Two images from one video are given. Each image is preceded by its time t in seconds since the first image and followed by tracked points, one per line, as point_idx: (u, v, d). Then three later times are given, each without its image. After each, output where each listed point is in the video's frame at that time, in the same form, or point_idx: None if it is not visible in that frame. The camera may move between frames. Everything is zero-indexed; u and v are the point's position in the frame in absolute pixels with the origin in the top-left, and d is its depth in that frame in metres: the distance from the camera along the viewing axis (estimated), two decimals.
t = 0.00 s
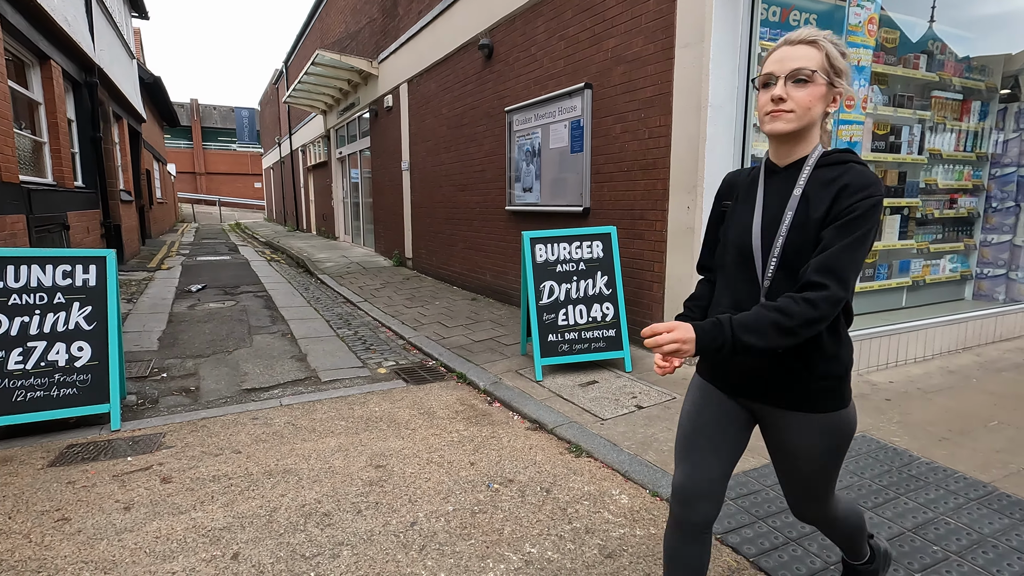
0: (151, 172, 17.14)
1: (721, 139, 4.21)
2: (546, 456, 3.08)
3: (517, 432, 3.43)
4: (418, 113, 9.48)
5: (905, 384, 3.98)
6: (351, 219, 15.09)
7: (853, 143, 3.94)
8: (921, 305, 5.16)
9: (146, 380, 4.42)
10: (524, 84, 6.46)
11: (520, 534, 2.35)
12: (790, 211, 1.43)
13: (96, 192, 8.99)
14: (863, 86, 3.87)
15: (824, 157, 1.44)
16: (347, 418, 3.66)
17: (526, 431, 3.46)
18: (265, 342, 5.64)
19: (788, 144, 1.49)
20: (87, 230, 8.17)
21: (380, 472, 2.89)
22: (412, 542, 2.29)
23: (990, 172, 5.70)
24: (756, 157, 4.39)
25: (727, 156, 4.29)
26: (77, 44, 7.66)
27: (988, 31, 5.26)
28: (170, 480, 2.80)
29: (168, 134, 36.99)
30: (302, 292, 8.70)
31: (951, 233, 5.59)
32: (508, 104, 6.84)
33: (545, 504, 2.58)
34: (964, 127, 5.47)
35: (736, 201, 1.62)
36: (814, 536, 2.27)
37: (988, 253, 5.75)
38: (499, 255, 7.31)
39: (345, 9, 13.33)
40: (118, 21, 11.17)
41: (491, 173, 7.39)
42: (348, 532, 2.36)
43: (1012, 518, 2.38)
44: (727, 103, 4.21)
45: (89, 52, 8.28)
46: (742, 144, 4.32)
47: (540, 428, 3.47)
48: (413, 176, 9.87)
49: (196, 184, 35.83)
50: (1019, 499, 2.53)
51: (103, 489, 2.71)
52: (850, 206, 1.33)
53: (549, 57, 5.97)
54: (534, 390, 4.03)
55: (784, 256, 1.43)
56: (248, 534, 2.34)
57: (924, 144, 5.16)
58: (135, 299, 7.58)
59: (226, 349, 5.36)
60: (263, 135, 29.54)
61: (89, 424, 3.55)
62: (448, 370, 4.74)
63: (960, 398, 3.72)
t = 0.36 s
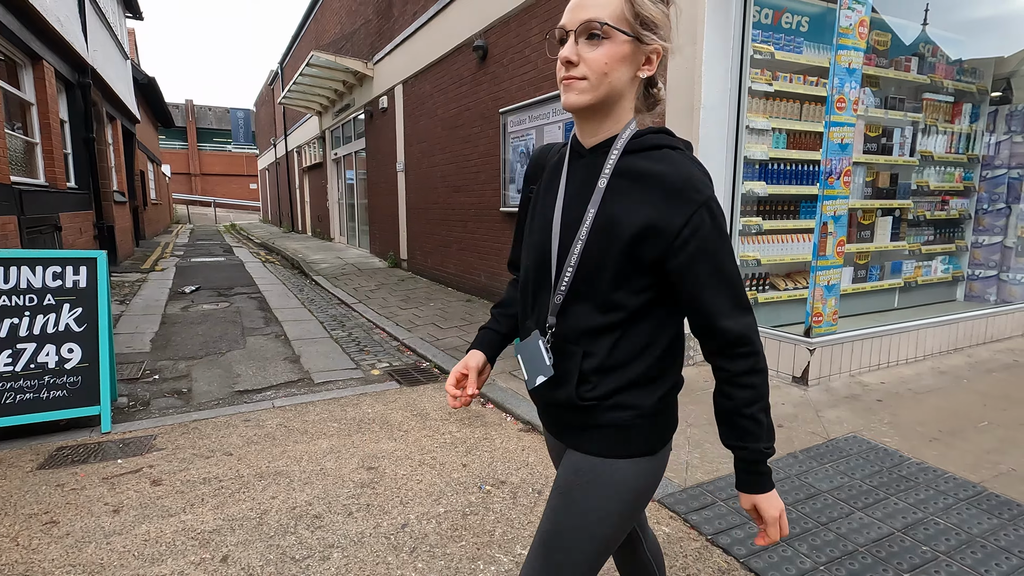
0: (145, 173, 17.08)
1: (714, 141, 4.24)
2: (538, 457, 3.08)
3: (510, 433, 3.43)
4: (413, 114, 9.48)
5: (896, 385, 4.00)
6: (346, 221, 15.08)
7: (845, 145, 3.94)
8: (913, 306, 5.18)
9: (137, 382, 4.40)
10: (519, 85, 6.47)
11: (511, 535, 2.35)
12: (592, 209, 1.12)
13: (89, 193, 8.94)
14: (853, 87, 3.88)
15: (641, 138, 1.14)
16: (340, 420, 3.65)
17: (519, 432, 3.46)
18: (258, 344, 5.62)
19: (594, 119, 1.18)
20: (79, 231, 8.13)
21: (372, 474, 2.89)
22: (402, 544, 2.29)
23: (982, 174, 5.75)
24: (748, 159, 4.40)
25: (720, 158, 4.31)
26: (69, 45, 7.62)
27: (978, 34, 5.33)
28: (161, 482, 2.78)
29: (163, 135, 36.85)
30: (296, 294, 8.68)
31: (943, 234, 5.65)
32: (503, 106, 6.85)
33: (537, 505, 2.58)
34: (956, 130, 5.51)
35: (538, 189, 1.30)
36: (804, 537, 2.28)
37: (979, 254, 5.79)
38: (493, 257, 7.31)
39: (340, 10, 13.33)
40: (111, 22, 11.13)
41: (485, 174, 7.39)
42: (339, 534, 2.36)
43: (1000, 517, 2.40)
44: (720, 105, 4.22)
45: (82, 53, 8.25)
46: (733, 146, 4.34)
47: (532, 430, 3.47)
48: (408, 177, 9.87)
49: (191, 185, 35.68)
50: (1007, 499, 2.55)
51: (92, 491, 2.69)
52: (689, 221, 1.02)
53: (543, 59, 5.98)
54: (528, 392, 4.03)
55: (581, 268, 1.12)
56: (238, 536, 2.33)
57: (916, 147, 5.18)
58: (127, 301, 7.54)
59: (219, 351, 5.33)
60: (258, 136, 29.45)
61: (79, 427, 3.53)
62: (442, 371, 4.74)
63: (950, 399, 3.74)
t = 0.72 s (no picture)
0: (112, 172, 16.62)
1: (688, 143, 4.31)
2: (517, 458, 3.08)
3: (489, 434, 3.43)
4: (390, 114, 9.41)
5: (865, 380, 4.12)
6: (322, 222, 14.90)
7: (814, 147, 4.04)
8: (881, 304, 5.34)
9: (105, 388, 4.28)
10: (496, 86, 6.47)
11: (491, 536, 2.35)
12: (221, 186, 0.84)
13: (53, 193, 8.66)
14: (822, 92, 3.98)
15: (300, 94, 0.83)
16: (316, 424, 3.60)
17: (498, 433, 3.46)
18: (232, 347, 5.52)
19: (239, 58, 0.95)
20: (42, 233, 7.87)
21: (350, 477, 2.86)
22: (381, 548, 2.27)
23: (944, 176, 5.98)
24: (722, 161, 4.50)
25: (695, 159, 4.38)
26: (31, 40, 7.37)
27: (939, 41, 5.52)
28: (130, 490, 2.71)
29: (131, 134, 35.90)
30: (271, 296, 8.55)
31: (908, 234, 5.83)
32: (480, 106, 6.84)
33: (516, 505, 2.59)
34: (920, 133, 5.70)
35: (218, 152, 1.05)
36: (778, 531, 2.33)
37: (942, 254, 6.02)
38: (471, 258, 7.30)
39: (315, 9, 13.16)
40: (76, 18, 10.80)
41: (463, 176, 7.38)
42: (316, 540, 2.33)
43: (963, 507, 2.49)
44: (694, 108, 4.31)
45: (45, 49, 7.98)
46: (707, 148, 4.43)
47: (512, 431, 3.47)
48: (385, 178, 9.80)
49: (161, 185, 34.82)
50: (970, 489, 2.64)
51: (58, 502, 2.61)
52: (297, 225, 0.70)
53: (520, 61, 6.00)
54: (507, 393, 4.04)
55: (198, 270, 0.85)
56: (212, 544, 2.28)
57: (882, 150, 5.34)
58: (94, 304, 7.33)
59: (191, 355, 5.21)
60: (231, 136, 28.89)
61: (43, 435, 3.41)
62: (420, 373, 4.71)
63: (916, 394, 3.86)
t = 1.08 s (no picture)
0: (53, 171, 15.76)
1: (648, 146, 4.40)
2: (483, 460, 3.08)
3: (454, 437, 3.42)
4: (350, 114, 9.26)
5: (816, 375, 4.30)
6: (280, 223, 14.52)
7: (767, 152, 4.18)
8: (830, 302, 5.59)
9: (47, 399, 4.05)
10: (458, 87, 6.46)
11: (457, 540, 2.34)
12: None
13: None
14: (774, 98, 4.12)
15: None
16: (276, 431, 3.51)
17: (463, 435, 3.45)
18: (185, 354, 5.32)
19: None
20: None
21: (311, 485, 2.79)
22: (345, 556, 2.23)
23: (886, 179, 6.35)
24: (680, 163, 4.61)
25: (655, 162, 4.48)
26: None
27: (880, 51, 5.86)
28: (75, 506, 2.58)
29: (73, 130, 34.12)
30: (227, 300, 8.28)
31: (855, 235, 6.14)
32: (443, 107, 6.81)
33: (482, 508, 2.58)
34: (864, 139, 5.98)
35: None
36: (736, 523, 2.40)
37: (886, 253, 6.32)
38: (435, 259, 7.26)
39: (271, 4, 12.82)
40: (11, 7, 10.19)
41: (426, 177, 7.33)
42: (276, 550, 2.27)
43: (907, 494, 2.62)
44: (653, 111, 4.39)
45: None
46: (666, 151, 4.54)
47: (477, 432, 3.46)
48: (346, 178, 9.63)
49: (106, 185, 33.22)
50: (912, 476, 2.79)
51: None
52: None
53: (482, 62, 6.00)
54: (471, 395, 4.03)
55: None
56: (166, 559, 2.20)
57: (829, 154, 5.59)
58: (34, 311, 6.94)
59: (141, 363, 5.00)
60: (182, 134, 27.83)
61: None
62: (384, 376, 4.65)
63: (863, 387, 4.05)
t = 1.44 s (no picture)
0: None
1: (604, 145, 4.45)
2: (439, 461, 3.05)
3: (410, 438, 3.38)
4: (306, 109, 9.03)
5: (766, 369, 4.44)
6: (235, 222, 14.07)
7: (718, 152, 4.28)
8: (781, 298, 5.78)
9: None
10: (416, 84, 6.38)
11: (409, 543, 2.31)
12: None
13: None
14: (724, 100, 4.23)
15: None
16: (224, 437, 3.39)
17: (420, 436, 3.41)
18: (129, 358, 5.09)
19: None
20: None
21: (259, 492, 2.71)
22: (293, 563, 2.17)
23: (832, 180, 6.54)
24: (636, 163, 4.68)
25: (610, 161, 4.53)
26: None
27: (826, 56, 6.05)
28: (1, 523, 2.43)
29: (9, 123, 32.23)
30: (177, 301, 7.97)
31: (803, 233, 6.32)
32: (401, 104, 6.71)
33: (436, 509, 2.56)
34: (811, 140, 6.20)
35: None
36: (686, 516, 2.45)
37: (833, 251, 6.55)
38: (394, 258, 7.16)
39: None
40: None
41: (385, 174, 7.21)
42: (220, 561, 2.19)
43: (847, 482, 2.73)
44: (608, 111, 4.44)
45: None
46: (621, 151, 4.61)
47: (434, 433, 3.43)
48: (303, 175, 9.40)
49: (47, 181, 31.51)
50: (852, 465, 2.91)
51: None
52: None
53: (440, 59, 5.94)
54: (429, 395, 3.99)
55: None
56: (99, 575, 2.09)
57: (779, 155, 5.77)
58: None
59: (80, 369, 4.75)
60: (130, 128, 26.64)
61: None
62: (340, 378, 4.56)
63: (810, 380, 4.20)
